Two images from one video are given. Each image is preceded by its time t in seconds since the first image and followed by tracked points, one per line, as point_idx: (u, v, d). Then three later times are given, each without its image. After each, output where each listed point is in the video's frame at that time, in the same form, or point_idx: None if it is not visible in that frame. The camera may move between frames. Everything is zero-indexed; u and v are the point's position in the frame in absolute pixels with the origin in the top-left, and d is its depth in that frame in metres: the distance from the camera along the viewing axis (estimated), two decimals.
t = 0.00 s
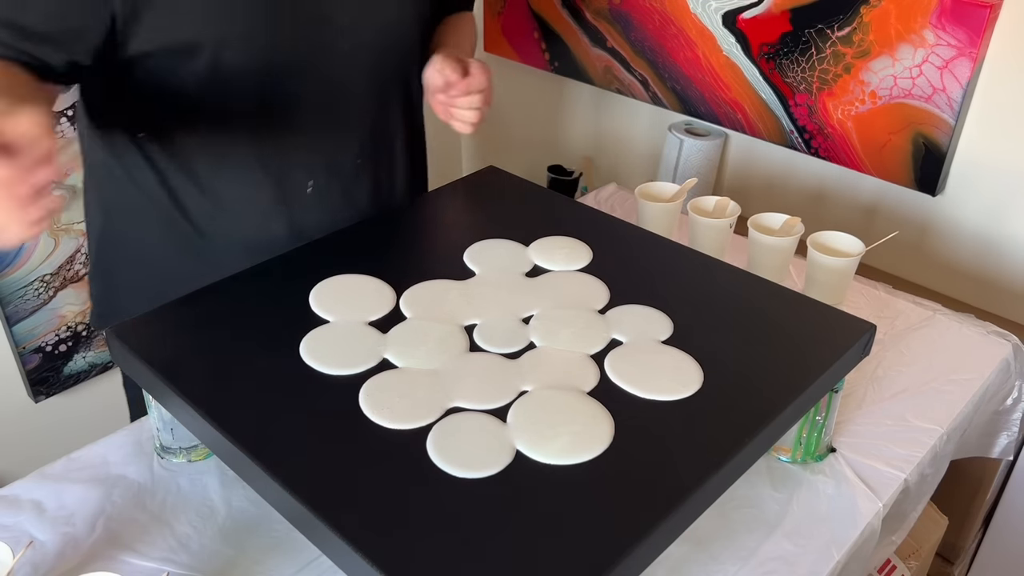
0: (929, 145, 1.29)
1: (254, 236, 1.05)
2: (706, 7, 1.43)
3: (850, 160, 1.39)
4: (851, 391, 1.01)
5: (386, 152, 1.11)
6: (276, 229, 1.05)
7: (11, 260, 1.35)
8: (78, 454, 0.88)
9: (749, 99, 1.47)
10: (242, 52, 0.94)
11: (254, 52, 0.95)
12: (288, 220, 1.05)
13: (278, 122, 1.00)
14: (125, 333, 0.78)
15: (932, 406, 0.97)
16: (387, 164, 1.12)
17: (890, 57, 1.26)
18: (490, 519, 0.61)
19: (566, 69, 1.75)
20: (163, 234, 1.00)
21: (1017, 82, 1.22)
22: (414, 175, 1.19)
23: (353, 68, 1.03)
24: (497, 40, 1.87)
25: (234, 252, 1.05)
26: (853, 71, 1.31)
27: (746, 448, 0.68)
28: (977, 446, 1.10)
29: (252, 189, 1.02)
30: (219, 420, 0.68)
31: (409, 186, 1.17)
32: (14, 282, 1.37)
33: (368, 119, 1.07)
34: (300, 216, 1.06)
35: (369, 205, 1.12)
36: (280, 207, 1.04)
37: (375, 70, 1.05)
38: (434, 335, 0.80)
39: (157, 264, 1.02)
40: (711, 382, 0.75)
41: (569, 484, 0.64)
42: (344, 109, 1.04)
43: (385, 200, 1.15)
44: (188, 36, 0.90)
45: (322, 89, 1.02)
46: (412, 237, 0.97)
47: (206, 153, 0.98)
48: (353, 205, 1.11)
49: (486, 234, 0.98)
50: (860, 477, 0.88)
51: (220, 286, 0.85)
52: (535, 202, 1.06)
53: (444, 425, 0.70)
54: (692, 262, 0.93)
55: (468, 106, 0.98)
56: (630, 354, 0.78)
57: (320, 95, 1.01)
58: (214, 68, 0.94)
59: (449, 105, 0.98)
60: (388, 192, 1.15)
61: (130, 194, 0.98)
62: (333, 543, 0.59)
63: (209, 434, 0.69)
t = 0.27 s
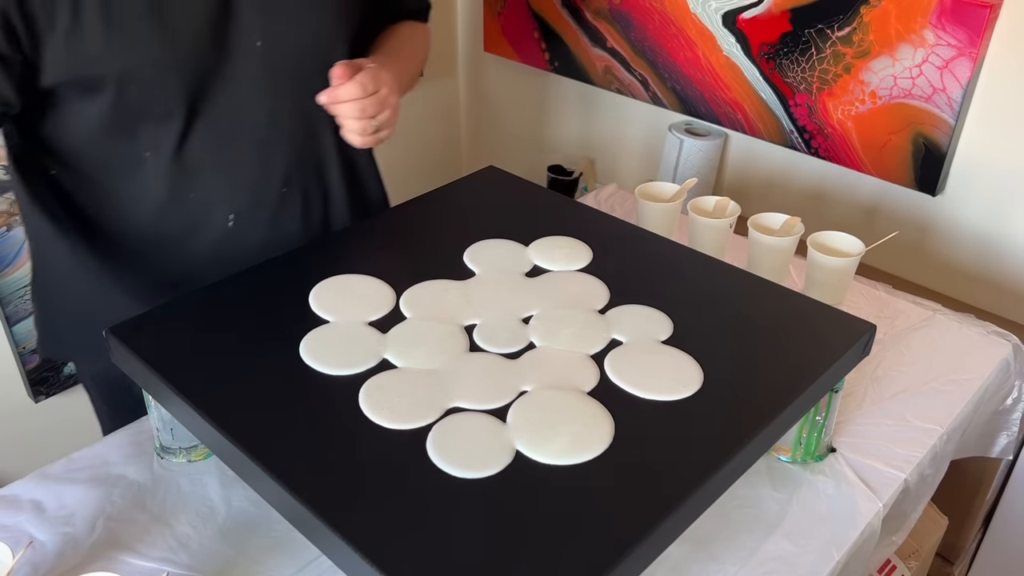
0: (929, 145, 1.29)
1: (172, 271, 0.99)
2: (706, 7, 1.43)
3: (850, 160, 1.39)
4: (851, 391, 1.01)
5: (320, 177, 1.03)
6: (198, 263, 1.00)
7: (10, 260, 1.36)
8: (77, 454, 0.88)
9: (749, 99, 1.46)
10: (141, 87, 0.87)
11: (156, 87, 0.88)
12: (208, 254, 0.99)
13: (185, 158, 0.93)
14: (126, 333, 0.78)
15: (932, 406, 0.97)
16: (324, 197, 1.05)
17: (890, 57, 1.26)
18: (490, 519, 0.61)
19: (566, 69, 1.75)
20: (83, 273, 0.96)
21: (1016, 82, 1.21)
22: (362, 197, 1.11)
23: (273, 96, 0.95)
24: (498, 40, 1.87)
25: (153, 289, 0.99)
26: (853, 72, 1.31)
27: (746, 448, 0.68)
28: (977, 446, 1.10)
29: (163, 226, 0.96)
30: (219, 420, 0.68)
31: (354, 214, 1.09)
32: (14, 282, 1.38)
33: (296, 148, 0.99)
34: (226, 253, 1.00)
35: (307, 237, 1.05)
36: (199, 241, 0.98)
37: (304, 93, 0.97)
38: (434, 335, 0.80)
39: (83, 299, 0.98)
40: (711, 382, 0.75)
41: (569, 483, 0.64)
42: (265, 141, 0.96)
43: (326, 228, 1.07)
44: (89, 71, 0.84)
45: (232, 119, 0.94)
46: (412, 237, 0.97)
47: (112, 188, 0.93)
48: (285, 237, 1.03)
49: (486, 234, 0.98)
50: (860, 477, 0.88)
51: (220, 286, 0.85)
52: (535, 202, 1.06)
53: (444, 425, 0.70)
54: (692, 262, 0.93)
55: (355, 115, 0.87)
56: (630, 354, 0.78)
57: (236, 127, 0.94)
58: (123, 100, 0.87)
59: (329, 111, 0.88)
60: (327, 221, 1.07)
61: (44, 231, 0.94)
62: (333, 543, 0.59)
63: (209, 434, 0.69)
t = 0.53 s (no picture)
0: (929, 145, 1.28)
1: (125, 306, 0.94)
2: (706, 7, 1.43)
3: (850, 160, 1.39)
4: (851, 391, 1.01)
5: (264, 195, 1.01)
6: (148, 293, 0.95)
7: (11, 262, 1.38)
8: (77, 454, 0.88)
9: (749, 99, 1.46)
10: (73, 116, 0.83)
11: (89, 114, 0.84)
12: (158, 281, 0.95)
13: (126, 184, 0.89)
14: (127, 333, 0.78)
15: (933, 407, 0.97)
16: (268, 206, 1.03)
17: (890, 57, 1.26)
18: (489, 519, 0.61)
19: (566, 69, 1.75)
20: (23, 323, 0.90)
21: (1016, 82, 1.21)
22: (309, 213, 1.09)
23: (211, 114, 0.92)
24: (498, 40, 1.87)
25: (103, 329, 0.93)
26: (853, 71, 1.31)
27: (746, 448, 0.67)
28: (978, 446, 1.10)
29: (109, 259, 0.92)
30: (218, 419, 0.68)
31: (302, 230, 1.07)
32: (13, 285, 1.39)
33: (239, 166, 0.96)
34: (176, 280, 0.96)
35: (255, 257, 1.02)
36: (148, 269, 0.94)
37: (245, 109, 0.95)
38: (434, 335, 0.80)
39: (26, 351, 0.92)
40: (711, 382, 0.75)
41: (568, 484, 0.64)
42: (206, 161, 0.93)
43: (274, 246, 1.05)
44: (13, 103, 0.80)
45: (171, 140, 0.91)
46: (410, 237, 0.97)
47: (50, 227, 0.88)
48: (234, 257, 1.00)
49: (485, 234, 0.98)
50: (860, 477, 0.88)
51: (219, 286, 0.85)
52: (534, 202, 1.06)
53: (444, 425, 0.70)
54: (693, 262, 0.93)
55: (282, 141, 0.84)
56: (629, 354, 0.78)
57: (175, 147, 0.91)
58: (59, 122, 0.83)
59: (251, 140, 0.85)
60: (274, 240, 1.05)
61: None
62: (333, 543, 0.59)
63: (208, 434, 0.69)
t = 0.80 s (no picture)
0: (929, 145, 1.28)
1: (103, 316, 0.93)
2: (706, 7, 1.43)
3: (851, 160, 1.39)
4: (851, 391, 1.01)
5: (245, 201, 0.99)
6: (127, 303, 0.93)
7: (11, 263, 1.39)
8: (77, 454, 0.88)
9: (749, 99, 1.46)
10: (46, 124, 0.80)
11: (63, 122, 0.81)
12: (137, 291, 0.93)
13: (103, 193, 0.87)
14: (125, 334, 0.78)
15: (933, 407, 0.97)
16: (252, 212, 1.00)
17: (890, 57, 1.26)
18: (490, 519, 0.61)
19: (566, 69, 1.75)
20: None
21: (1016, 82, 1.21)
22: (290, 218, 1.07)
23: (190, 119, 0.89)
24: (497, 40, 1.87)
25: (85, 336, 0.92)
26: (853, 71, 1.31)
27: (746, 448, 0.67)
28: (978, 446, 1.10)
29: (86, 269, 0.90)
30: (218, 420, 0.68)
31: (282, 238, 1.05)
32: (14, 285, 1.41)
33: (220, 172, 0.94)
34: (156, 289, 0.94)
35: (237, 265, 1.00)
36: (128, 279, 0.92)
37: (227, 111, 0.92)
38: (434, 335, 0.80)
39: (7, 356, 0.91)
40: (711, 382, 0.75)
41: (568, 484, 0.64)
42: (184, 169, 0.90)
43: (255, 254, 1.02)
44: None
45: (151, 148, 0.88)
46: (410, 237, 0.97)
47: (24, 237, 0.85)
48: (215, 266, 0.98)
49: (485, 234, 0.98)
50: (860, 477, 0.88)
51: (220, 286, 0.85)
52: (534, 202, 1.06)
53: (444, 425, 0.70)
54: (693, 263, 0.93)
55: (256, 163, 0.82)
56: (629, 354, 0.78)
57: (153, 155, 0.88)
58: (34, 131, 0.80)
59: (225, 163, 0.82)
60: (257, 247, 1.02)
61: None
62: (333, 543, 0.59)
63: (208, 434, 0.69)
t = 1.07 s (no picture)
0: (929, 145, 1.28)
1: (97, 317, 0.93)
2: (706, 7, 1.43)
3: (851, 160, 1.39)
4: (851, 391, 1.01)
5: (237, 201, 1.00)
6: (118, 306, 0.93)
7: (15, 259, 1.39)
8: (77, 454, 0.88)
9: (749, 99, 1.46)
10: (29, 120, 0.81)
11: (46, 118, 0.82)
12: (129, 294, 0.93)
13: (92, 194, 0.87)
14: (124, 334, 0.78)
15: (933, 407, 0.97)
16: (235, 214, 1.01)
17: (890, 57, 1.26)
18: (490, 520, 0.61)
19: (566, 69, 1.75)
20: None
21: (1016, 82, 1.21)
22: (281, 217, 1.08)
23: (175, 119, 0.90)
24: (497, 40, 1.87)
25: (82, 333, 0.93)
26: (853, 71, 1.31)
27: (746, 448, 0.68)
28: (978, 446, 1.10)
29: (76, 271, 0.90)
30: (218, 420, 0.68)
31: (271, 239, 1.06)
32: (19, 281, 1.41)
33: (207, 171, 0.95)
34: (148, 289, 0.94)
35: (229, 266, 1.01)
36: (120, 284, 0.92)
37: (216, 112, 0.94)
38: (434, 335, 0.80)
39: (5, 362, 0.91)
40: (711, 382, 0.75)
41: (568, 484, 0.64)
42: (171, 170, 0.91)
43: (246, 255, 1.03)
44: None
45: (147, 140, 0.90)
46: (410, 237, 0.97)
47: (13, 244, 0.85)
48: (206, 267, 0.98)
49: (485, 234, 0.98)
50: (860, 477, 0.88)
51: (220, 285, 0.85)
52: (534, 203, 1.06)
53: (444, 425, 0.70)
54: (693, 263, 0.93)
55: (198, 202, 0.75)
56: (629, 354, 0.78)
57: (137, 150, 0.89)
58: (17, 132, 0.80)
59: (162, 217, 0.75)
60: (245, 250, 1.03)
61: None
62: (333, 543, 0.59)
63: (208, 434, 0.69)
